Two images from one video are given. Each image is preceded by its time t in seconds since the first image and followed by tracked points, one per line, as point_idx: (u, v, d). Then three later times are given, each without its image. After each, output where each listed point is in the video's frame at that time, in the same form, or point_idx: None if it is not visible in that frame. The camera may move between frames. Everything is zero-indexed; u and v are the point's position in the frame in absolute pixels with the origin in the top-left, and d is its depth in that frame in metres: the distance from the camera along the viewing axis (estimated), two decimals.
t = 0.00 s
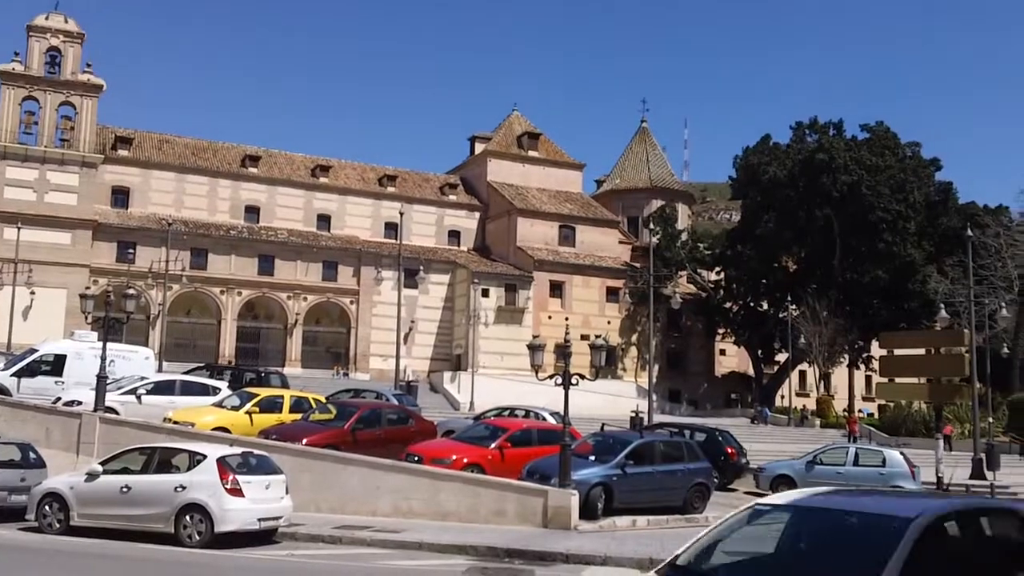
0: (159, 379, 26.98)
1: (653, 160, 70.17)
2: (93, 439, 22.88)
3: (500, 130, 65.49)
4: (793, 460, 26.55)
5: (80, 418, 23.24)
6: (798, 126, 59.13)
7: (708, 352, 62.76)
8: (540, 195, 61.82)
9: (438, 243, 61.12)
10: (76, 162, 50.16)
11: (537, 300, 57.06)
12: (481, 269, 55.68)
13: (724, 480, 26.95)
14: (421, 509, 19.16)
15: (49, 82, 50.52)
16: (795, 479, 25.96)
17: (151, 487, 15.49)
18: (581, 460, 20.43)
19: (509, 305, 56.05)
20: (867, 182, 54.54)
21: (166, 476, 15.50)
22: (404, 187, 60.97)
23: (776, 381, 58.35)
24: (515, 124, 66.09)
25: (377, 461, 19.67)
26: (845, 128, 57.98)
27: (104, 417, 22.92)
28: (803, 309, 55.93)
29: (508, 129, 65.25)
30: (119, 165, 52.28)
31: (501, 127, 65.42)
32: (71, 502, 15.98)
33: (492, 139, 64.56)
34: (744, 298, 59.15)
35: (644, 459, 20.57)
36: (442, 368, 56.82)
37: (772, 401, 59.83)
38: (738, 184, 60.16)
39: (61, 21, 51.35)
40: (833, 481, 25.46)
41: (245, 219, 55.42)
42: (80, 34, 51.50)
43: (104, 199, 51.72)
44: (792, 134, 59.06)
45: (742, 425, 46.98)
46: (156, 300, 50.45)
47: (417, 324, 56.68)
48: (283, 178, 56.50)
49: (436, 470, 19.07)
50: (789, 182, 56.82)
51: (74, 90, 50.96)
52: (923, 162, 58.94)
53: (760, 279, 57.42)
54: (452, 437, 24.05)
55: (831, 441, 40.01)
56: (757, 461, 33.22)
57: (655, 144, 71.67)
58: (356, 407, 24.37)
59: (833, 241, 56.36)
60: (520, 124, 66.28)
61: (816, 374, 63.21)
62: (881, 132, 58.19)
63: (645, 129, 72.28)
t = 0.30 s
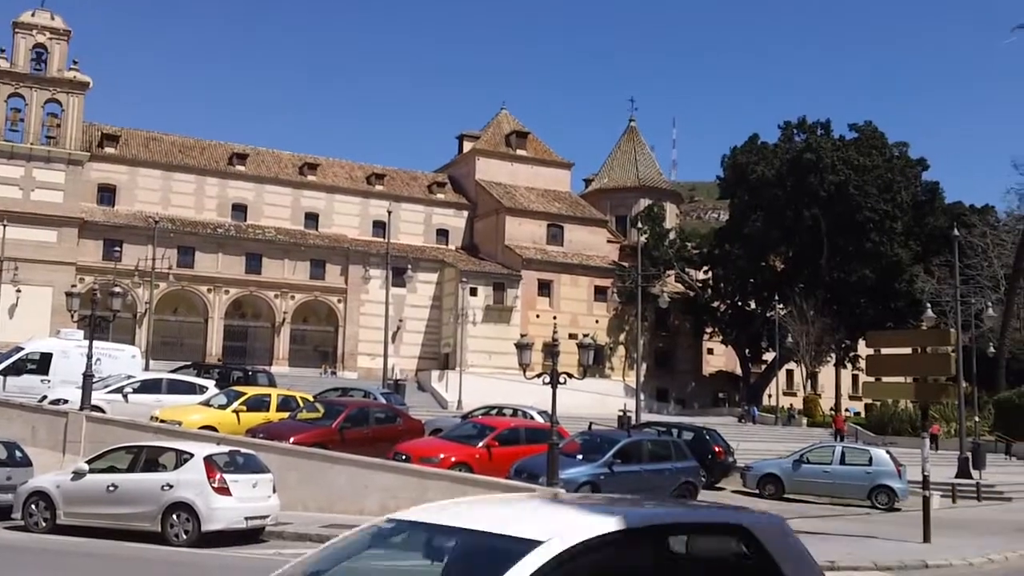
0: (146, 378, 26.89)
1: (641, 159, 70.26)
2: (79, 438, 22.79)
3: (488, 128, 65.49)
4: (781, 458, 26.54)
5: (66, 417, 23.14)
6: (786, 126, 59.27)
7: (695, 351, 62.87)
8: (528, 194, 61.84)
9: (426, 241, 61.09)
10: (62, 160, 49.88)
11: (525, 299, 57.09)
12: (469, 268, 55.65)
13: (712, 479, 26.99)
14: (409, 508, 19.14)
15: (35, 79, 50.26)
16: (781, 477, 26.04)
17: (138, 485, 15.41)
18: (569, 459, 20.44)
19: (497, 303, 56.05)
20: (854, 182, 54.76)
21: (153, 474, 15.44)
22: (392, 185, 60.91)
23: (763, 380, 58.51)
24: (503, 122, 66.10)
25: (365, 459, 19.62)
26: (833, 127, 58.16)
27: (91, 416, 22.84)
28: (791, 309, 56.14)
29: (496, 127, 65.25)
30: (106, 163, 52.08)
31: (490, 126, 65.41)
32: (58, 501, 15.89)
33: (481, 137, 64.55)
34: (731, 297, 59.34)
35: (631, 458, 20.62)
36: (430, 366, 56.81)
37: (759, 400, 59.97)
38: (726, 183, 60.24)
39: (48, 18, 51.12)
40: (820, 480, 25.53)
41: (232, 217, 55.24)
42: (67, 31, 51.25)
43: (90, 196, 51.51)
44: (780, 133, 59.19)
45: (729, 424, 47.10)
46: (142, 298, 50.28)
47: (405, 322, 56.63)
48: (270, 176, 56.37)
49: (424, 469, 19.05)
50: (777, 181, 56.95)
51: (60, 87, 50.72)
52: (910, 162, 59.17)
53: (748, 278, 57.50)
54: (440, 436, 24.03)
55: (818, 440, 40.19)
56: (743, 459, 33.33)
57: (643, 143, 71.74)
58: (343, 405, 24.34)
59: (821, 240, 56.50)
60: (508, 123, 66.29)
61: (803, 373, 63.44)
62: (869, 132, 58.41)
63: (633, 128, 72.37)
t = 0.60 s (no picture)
0: (135, 376, 26.81)
1: (632, 159, 70.30)
2: (67, 436, 22.72)
3: (479, 128, 65.48)
4: (771, 458, 26.59)
5: (55, 416, 23.05)
6: (777, 126, 59.34)
7: (686, 351, 62.92)
8: (519, 193, 61.86)
9: (417, 240, 61.06)
10: (51, 158, 49.65)
11: (516, 298, 57.11)
12: (460, 267, 55.63)
13: (701, 478, 27.04)
14: (399, 507, 19.10)
15: (24, 76, 50.09)
16: (770, 477, 26.09)
17: (128, 484, 15.34)
18: (559, 458, 20.40)
19: (487, 303, 56.02)
20: (845, 182, 54.77)
21: (142, 473, 15.40)
22: (383, 184, 60.85)
23: (753, 380, 58.61)
24: (494, 122, 66.12)
25: (355, 458, 19.57)
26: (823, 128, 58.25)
27: (80, 414, 22.76)
28: (781, 308, 56.25)
29: (487, 126, 65.24)
30: (95, 161, 51.90)
31: (481, 125, 65.41)
32: (46, 499, 15.81)
33: (472, 136, 64.53)
34: (722, 296, 59.60)
35: (622, 457, 20.57)
36: (420, 366, 56.79)
37: (749, 399, 60.07)
38: (716, 183, 60.28)
39: (37, 15, 50.95)
40: (809, 480, 25.57)
41: (222, 215, 55.13)
42: (56, 28, 51.10)
43: (80, 194, 51.32)
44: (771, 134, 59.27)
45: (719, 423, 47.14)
46: (132, 296, 50.15)
47: (395, 322, 56.58)
48: (260, 174, 56.26)
49: (414, 469, 19.03)
50: (767, 181, 56.99)
51: (49, 85, 50.56)
52: (900, 163, 59.39)
53: (738, 278, 57.56)
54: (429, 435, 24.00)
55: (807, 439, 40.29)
56: (732, 458, 33.40)
57: (635, 143, 71.79)
58: (333, 404, 24.30)
59: (811, 240, 56.58)
60: (499, 122, 66.30)
61: (793, 373, 63.59)
62: (859, 133, 58.55)
63: (624, 128, 72.44)
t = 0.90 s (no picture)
0: (125, 375, 26.71)
1: (624, 158, 70.33)
2: (57, 436, 22.62)
3: (471, 126, 65.44)
4: (762, 457, 26.63)
5: (44, 415, 22.93)
6: (768, 126, 59.42)
7: (677, 350, 63.07)
8: (511, 192, 61.86)
9: (409, 239, 60.98)
10: (41, 155, 49.40)
11: (507, 297, 57.10)
12: (452, 265, 55.59)
13: (693, 477, 27.09)
14: (390, 506, 19.07)
15: (14, 73, 49.87)
16: (762, 476, 26.11)
17: (117, 484, 15.30)
18: (551, 457, 20.36)
19: (479, 302, 55.99)
20: (836, 182, 54.78)
21: (132, 472, 15.32)
22: (375, 182, 60.77)
23: (745, 378, 58.71)
24: (486, 120, 66.09)
25: (346, 457, 19.52)
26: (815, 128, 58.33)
27: (70, 413, 22.67)
28: (772, 308, 56.35)
29: (479, 125, 65.20)
30: (85, 159, 51.65)
31: (473, 124, 65.36)
32: (35, 499, 15.73)
33: (464, 135, 64.48)
34: (713, 296, 59.87)
35: (613, 457, 20.58)
36: (412, 364, 56.73)
37: (740, 398, 60.17)
38: (708, 182, 60.38)
39: (27, 12, 50.73)
40: (801, 478, 25.62)
41: (213, 213, 55.01)
42: (47, 25, 50.94)
43: (70, 192, 51.07)
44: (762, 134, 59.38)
45: (710, 422, 47.21)
46: (122, 295, 49.96)
47: (387, 320, 56.50)
48: (251, 172, 56.08)
49: (406, 468, 19.02)
50: (758, 180, 57.02)
51: (39, 82, 50.37)
52: (891, 163, 59.62)
53: (730, 277, 57.64)
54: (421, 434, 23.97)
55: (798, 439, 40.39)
56: (723, 458, 33.45)
57: (626, 142, 71.82)
58: (324, 404, 24.26)
59: (802, 239, 56.68)
60: (491, 120, 66.27)
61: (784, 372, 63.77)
62: (850, 132, 58.68)
63: (616, 127, 72.47)
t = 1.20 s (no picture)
0: (112, 375, 26.56)
1: (613, 158, 70.39)
2: (43, 436, 22.47)
3: (460, 126, 65.38)
4: (750, 455, 26.70)
5: (30, 415, 22.74)
6: (756, 126, 59.51)
7: (665, 349, 63.24)
8: (500, 191, 61.85)
9: (397, 238, 60.89)
10: (27, 154, 49.12)
11: (496, 296, 57.08)
12: (441, 265, 55.53)
13: (681, 476, 27.15)
14: (378, 506, 19.03)
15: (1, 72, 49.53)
16: (750, 475, 26.18)
17: (105, 484, 15.22)
18: (539, 456, 20.34)
19: (468, 301, 55.96)
20: (823, 181, 54.87)
21: (119, 472, 15.25)
22: (364, 182, 60.65)
23: (733, 377, 58.89)
24: (475, 119, 66.04)
25: (333, 456, 19.47)
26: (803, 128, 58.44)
27: (56, 413, 22.52)
28: (760, 307, 56.51)
29: (468, 124, 65.15)
30: (72, 157, 51.31)
31: (461, 123, 65.30)
32: (21, 499, 15.65)
33: (453, 134, 64.41)
34: (702, 295, 60.07)
35: (602, 456, 20.60)
36: (400, 364, 56.65)
37: (728, 397, 60.35)
38: (697, 182, 60.46)
39: (13, 9, 50.37)
40: (788, 477, 25.71)
41: (201, 213, 54.84)
42: (33, 23, 50.64)
43: (56, 191, 50.72)
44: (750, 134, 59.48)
45: (699, 422, 47.32)
46: (109, 294, 49.72)
47: (375, 320, 56.41)
48: (239, 171, 55.86)
49: (394, 467, 18.99)
50: (747, 180, 57.09)
51: (26, 80, 50.04)
52: (879, 162, 59.88)
53: (718, 276, 57.76)
54: (410, 433, 23.94)
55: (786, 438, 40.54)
56: (711, 457, 33.53)
57: (615, 141, 71.87)
58: (312, 403, 24.18)
59: (790, 239, 56.83)
60: (480, 120, 66.22)
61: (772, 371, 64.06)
62: (838, 132, 58.85)
63: (605, 126, 72.53)
